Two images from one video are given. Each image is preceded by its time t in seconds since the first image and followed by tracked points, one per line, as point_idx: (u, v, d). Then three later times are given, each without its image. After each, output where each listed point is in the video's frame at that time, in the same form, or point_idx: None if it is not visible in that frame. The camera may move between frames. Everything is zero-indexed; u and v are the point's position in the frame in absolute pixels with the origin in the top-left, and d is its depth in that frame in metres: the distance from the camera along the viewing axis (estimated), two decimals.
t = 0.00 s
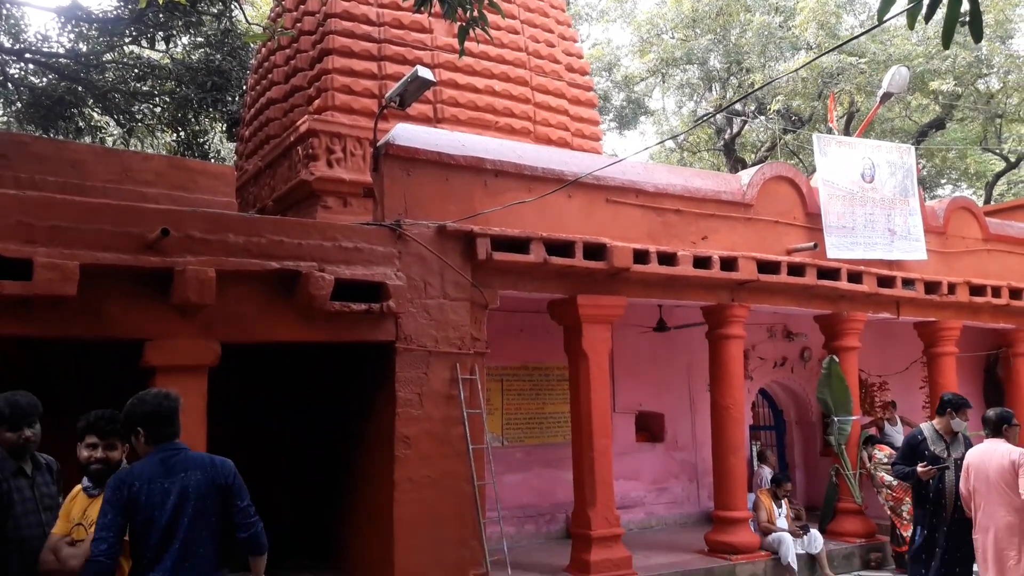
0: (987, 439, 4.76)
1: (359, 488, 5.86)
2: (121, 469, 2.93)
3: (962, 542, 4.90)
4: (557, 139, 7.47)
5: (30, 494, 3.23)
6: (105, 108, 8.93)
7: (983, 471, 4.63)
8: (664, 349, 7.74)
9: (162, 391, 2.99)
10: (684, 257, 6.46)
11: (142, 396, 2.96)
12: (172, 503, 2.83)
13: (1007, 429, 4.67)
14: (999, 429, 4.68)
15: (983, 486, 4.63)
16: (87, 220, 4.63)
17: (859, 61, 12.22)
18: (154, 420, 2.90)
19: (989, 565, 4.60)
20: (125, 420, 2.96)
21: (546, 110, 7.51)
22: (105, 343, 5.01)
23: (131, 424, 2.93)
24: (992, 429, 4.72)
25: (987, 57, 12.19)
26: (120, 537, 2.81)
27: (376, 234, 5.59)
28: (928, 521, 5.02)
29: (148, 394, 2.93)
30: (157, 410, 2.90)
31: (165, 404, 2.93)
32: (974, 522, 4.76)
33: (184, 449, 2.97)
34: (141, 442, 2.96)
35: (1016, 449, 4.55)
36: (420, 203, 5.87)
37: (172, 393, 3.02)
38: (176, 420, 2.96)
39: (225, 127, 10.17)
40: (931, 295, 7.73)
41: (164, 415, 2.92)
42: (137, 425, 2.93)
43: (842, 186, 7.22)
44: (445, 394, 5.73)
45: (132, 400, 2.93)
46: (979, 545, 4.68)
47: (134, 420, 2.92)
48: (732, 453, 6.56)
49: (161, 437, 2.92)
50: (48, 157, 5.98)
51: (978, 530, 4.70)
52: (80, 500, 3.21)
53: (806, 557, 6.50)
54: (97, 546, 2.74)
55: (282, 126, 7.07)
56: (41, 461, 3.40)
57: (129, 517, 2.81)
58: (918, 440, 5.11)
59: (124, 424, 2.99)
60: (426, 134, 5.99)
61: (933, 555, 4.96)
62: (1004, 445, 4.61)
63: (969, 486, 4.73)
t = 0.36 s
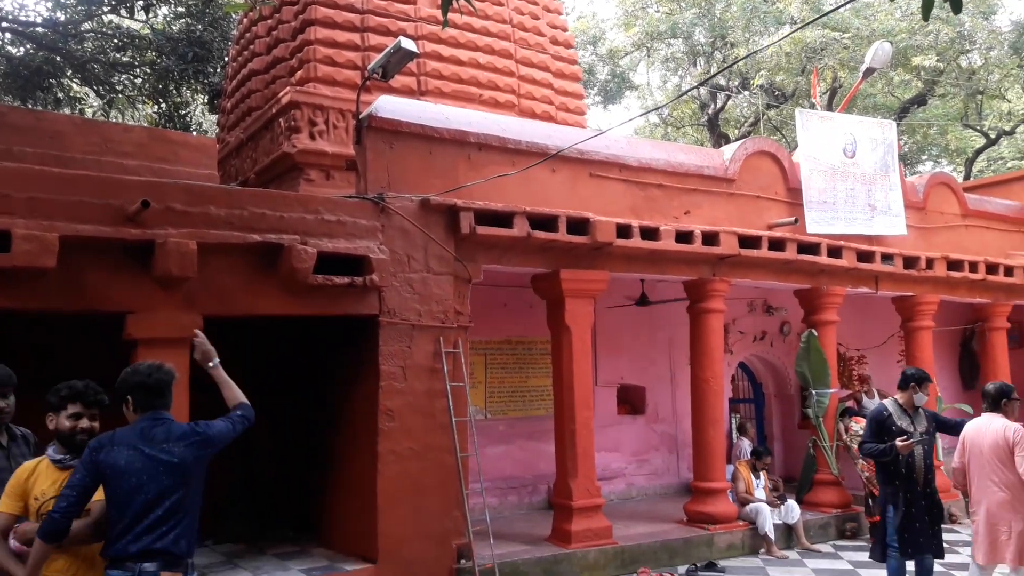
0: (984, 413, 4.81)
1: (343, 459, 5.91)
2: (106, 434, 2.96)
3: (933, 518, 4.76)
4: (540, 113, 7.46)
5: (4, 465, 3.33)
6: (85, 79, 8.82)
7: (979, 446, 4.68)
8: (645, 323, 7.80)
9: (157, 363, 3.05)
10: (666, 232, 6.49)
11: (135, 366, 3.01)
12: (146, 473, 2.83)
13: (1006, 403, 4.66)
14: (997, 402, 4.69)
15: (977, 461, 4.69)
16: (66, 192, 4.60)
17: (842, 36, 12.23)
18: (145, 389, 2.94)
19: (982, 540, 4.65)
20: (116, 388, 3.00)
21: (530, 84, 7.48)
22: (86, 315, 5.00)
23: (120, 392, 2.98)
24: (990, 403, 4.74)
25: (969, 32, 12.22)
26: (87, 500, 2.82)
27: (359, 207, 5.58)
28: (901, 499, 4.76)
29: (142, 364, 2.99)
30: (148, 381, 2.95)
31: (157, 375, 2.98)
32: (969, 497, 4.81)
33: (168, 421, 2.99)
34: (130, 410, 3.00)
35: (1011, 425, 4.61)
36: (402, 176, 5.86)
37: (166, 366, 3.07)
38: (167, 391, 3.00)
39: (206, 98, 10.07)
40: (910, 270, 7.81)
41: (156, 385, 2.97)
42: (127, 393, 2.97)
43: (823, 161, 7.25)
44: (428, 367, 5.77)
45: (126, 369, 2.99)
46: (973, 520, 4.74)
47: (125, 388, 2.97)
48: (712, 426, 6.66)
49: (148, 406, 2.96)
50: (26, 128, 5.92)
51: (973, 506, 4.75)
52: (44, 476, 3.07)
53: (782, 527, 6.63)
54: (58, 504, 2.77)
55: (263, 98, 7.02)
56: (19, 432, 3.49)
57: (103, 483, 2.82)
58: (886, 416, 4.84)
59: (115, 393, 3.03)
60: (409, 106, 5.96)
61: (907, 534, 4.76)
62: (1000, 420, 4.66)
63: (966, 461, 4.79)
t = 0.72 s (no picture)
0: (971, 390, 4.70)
1: (315, 438, 5.87)
2: (72, 417, 2.89)
3: (900, 498, 4.77)
4: (515, 89, 7.39)
5: None
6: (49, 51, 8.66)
7: (957, 422, 4.64)
8: (620, 302, 7.80)
9: (118, 340, 2.95)
10: (640, 211, 6.46)
11: (96, 344, 2.92)
12: (121, 455, 2.78)
13: (989, 382, 4.53)
14: (986, 379, 4.54)
15: (955, 437, 4.66)
16: (28, 166, 4.47)
17: (817, 16, 12.23)
18: (111, 368, 2.86)
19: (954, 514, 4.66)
20: (78, 367, 2.90)
21: (505, 60, 7.40)
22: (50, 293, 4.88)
23: (81, 372, 2.89)
24: (974, 381, 4.62)
25: (943, 13, 12.31)
26: (66, 485, 2.78)
27: (330, 183, 5.50)
28: (867, 476, 4.79)
29: (102, 342, 2.89)
30: (112, 359, 2.86)
31: (120, 352, 2.89)
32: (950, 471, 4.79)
33: (137, 399, 2.93)
34: (94, 390, 2.91)
35: (990, 403, 4.51)
36: (374, 152, 5.78)
37: (129, 343, 2.97)
38: (133, 368, 2.92)
39: (175, 72, 9.89)
40: (881, 250, 7.88)
41: (121, 363, 2.89)
42: (90, 373, 2.88)
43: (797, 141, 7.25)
44: (401, 346, 5.73)
45: (87, 348, 2.89)
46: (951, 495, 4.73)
47: (86, 369, 2.88)
48: (684, 404, 6.70)
49: (115, 386, 2.88)
50: None
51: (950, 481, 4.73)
52: None
53: (752, 504, 6.70)
54: (38, 492, 2.73)
55: (233, 72, 6.88)
56: None
57: (76, 466, 2.76)
58: (852, 393, 4.83)
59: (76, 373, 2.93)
60: (381, 81, 5.86)
61: (872, 511, 4.79)
62: (980, 398, 4.56)
63: (947, 436, 4.75)
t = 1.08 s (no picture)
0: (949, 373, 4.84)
1: (275, 417, 5.83)
2: (41, 395, 2.81)
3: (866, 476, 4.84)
4: (479, 66, 7.32)
5: None
6: None
7: (930, 400, 4.79)
8: (583, 282, 7.82)
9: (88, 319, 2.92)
10: (604, 190, 6.46)
11: (65, 320, 2.86)
12: (107, 435, 2.77)
13: (965, 363, 4.67)
14: (963, 360, 4.67)
15: (928, 415, 4.81)
16: None
17: None
18: (86, 345, 2.83)
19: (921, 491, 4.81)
20: (45, 344, 2.83)
21: (468, 36, 7.31)
22: None
23: (51, 349, 2.82)
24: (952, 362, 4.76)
25: None
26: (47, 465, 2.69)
27: (289, 159, 5.41)
28: (839, 454, 4.82)
29: (77, 319, 2.86)
30: (89, 336, 2.84)
31: (94, 330, 2.87)
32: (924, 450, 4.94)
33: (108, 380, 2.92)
34: (62, 367, 2.85)
35: (962, 383, 4.65)
36: (335, 128, 5.68)
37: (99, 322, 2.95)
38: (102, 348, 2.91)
39: (130, 43, 9.65)
40: (839, 231, 7.99)
41: (94, 342, 2.86)
42: (62, 349, 2.82)
43: (759, 122, 7.30)
44: (362, 324, 5.69)
45: (57, 323, 2.83)
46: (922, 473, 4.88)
47: (58, 344, 2.82)
48: (644, 382, 6.78)
49: (88, 364, 2.86)
50: None
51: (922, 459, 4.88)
52: None
53: (710, 480, 6.81)
54: (24, 471, 2.62)
55: (190, 44, 6.71)
56: None
57: (57, 446, 2.72)
58: (827, 371, 4.84)
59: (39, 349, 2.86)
60: (342, 54, 5.76)
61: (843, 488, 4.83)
62: (952, 378, 4.71)
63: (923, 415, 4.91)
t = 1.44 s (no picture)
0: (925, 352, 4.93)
1: (230, 399, 5.76)
2: None
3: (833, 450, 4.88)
4: (438, 45, 7.26)
5: None
6: None
7: (908, 379, 4.88)
8: (542, 264, 7.84)
9: (54, 299, 2.84)
10: (563, 172, 6.45)
11: (29, 299, 2.80)
12: (54, 421, 2.70)
13: (942, 341, 4.78)
14: (938, 340, 4.79)
15: (905, 394, 4.90)
16: None
17: None
18: (43, 327, 2.76)
19: (901, 470, 4.89)
20: (6, 322, 2.77)
21: (427, 14, 7.23)
22: None
23: (13, 329, 2.75)
24: (929, 340, 4.85)
25: None
26: None
27: (243, 137, 5.31)
28: (816, 433, 4.81)
29: (39, 298, 2.79)
30: (46, 317, 2.76)
31: (54, 313, 2.78)
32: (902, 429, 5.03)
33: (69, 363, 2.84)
34: (22, 347, 2.79)
35: (938, 362, 4.73)
36: (291, 107, 5.57)
37: (63, 303, 2.86)
38: (64, 329, 2.82)
39: (78, 17, 9.40)
40: (793, 215, 8.12)
41: (54, 323, 2.78)
42: (21, 330, 2.76)
43: (716, 106, 7.35)
44: (318, 306, 5.63)
45: (19, 303, 2.77)
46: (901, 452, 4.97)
47: (16, 324, 2.75)
48: (603, 363, 6.83)
49: (46, 346, 2.79)
50: None
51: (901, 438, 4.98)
52: None
53: (666, 459, 6.91)
54: None
55: (140, 19, 6.52)
56: None
57: (6, 430, 2.67)
58: (801, 351, 4.84)
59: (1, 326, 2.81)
60: (297, 31, 5.64)
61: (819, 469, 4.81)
62: (929, 357, 4.79)
63: (899, 394, 5.00)
